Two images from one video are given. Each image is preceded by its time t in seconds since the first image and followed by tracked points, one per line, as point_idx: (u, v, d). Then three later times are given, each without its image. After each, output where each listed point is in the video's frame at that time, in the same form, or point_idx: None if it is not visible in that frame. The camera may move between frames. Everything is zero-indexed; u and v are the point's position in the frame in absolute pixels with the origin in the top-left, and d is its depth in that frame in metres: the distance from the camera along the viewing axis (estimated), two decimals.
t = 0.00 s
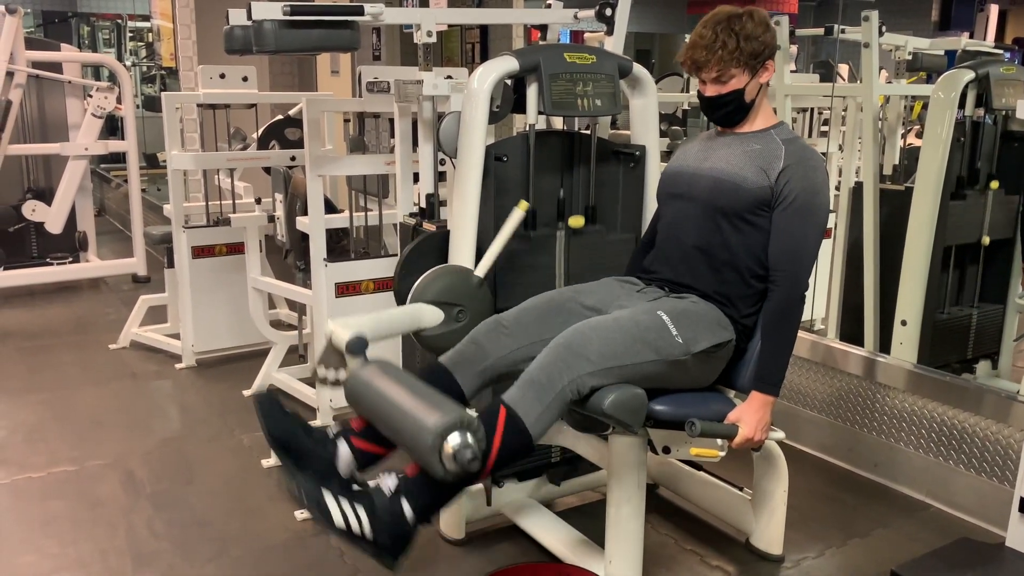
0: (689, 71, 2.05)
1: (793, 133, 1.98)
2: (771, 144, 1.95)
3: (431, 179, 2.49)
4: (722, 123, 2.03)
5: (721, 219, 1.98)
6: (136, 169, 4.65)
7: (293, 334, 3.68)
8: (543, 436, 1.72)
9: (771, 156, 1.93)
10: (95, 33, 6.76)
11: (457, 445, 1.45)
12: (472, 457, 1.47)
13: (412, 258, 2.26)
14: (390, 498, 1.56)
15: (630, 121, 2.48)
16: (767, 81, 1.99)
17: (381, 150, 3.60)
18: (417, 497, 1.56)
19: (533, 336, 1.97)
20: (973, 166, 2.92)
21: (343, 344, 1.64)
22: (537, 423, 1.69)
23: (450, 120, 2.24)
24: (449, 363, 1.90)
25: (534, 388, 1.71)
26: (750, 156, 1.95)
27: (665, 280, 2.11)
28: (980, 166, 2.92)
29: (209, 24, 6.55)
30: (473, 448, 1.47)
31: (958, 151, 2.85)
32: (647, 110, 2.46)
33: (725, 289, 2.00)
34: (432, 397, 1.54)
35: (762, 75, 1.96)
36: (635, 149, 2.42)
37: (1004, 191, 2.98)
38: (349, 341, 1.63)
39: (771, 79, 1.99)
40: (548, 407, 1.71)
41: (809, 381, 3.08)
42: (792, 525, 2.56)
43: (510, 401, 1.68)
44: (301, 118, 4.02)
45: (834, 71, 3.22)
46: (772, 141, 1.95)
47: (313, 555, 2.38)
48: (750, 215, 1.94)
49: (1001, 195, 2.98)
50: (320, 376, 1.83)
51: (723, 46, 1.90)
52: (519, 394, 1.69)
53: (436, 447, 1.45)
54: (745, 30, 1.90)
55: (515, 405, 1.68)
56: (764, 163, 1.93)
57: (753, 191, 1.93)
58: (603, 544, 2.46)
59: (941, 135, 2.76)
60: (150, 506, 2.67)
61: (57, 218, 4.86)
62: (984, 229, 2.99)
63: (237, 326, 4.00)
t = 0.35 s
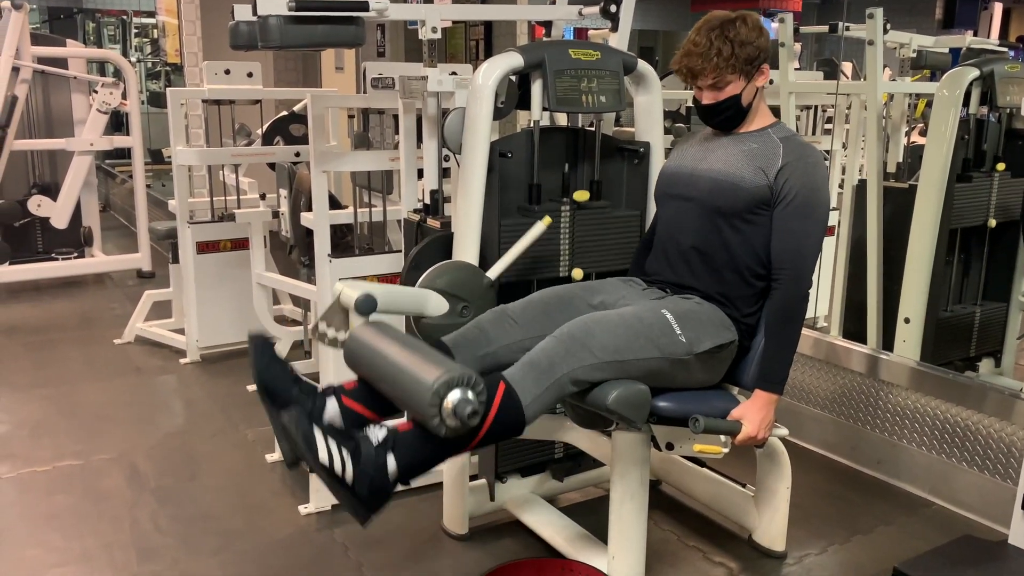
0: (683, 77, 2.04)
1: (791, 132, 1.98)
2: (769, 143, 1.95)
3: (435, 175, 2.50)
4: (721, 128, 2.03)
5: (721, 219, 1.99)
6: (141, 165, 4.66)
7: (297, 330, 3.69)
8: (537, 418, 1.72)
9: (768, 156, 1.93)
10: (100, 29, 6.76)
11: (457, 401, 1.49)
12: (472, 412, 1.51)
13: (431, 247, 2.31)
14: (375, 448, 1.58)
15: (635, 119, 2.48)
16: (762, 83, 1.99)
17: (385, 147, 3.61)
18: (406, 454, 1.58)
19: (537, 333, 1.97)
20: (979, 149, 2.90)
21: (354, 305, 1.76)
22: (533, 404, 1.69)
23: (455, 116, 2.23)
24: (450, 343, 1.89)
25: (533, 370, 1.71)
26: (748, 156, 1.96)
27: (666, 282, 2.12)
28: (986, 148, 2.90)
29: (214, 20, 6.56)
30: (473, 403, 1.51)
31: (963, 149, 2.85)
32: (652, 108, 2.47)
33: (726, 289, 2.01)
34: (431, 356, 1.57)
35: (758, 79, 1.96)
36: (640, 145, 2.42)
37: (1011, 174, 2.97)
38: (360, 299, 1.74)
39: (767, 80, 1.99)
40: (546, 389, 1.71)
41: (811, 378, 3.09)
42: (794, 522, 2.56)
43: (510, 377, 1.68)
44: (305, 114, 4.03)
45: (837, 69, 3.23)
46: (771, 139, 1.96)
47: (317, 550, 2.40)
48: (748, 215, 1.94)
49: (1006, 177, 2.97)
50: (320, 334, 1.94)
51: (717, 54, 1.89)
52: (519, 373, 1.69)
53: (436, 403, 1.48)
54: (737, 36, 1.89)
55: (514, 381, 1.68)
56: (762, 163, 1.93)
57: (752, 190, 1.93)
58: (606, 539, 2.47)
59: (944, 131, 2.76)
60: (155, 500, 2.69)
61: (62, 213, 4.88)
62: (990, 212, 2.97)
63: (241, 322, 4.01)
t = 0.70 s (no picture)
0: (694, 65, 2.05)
1: (799, 127, 1.99)
2: (776, 139, 1.95)
3: (439, 173, 2.49)
4: (729, 118, 2.04)
5: (726, 215, 1.99)
6: (145, 162, 4.67)
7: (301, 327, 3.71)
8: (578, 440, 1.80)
9: (775, 150, 1.94)
10: (105, 27, 6.69)
11: (506, 508, 1.62)
12: (520, 518, 1.63)
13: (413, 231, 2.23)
14: (469, 561, 1.77)
15: (637, 117, 2.48)
16: (773, 75, 1.99)
17: (388, 144, 3.62)
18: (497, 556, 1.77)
19: (541, 333, 1.99)
20: (975, 200, 2.98)
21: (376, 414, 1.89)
22: (567, 437, 1.77)
23: (458, 115, 2.25)
24: (466, 385, 1.97)
25: (553, 408, 1.77)
26: (755, 150, 1.97)
27: (669, 281, 2.14)
28: (981, 200, 2.98)
29: (219, 18, 6.57)
30: (521, 510, 1.63)
31: (965, 148, 2.88)
32: (655, 106, 2.47)
33: (730, 286, 2.02)
34: (483, 461, 1.71)
35: (768, 70, 1.96)
36: (643, 144, 2.43)
37: (1005, 225, 3.05)
38: (377, 407, 1.88)
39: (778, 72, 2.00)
40: (573, 419, 1.77)
41: (814, 376, 3.09)
42: (796, 520, 2.57)
43: (533, 433, 1.76)
44: (309, 112, 4.04)
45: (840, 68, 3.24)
46: (778, 135, 1.96)
47: (320, 546, 2.41)
48: (754, 211, 1.95)
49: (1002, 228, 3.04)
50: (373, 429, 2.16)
51: (729, 41, 1.90)
52: (538, 420, 1.77)
53: (487, 509, 1.63)
54: (749, 23, 1.90)
55: (540, 434, 1.76)
56: (769, 157, 1.94)
57: (758, 186, 1.93)
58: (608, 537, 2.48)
59: (947, 131, 2.75)
60: (158, 496, 2.70)
61: (67, 210, 4.89)
62: (986, 262, 3.02)
63: (245, 319, 4.03)
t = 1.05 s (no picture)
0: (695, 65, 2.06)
1: (801, 126, 2.00)
2: (779, 137, 1.96)
3: (443, 173, 2.51)
4: (730, 116, 2.05)
5: (730, 214, 2.00)
6: (151, 163, 4.69)
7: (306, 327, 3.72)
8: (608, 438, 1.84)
9: (777, 149, 1.95)
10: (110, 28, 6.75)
11: (557, 527, 1.58)
12: (570, 538, 1.59)
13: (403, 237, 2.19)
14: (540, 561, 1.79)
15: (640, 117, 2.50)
16: (774, 73, 2.00)
17: (393, 145, 3.63)
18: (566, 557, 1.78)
19: (546, 333, 2.00)
20: (974, 228, 2.99)
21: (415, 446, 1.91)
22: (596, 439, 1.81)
23: (463, 116, 2.26)
24: (489, 394, 2.00)
25: (574, 416, 1.80)
26: (757, 150, 1.97)
27: (676, 279, 2.14)
28: (980, 228, 2.99)
29: (224, 19, 6.60)
30: (571, 529, 1.59)
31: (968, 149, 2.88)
32: (658, 107, 2.48)
33: (735, 284, 2.03)
34: (532, 478, 1.68)
35: (769, 68, 1.97)
36: (646, 144, 2.44)
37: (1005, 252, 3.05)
38: (419, 443, 1.90)
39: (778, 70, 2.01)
40: (595, 424, 1.80)
41: (816, 376, 3.10)
42: (798, 519, 2.58)
43: (563, 444, 1.81)
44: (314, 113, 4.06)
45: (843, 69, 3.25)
46: (780, 134, 1.97)
47: (325, 544, 2.42)
48: (757, 210, 1.96)
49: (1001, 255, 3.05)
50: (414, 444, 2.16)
51: (728, 41, 1.92)
52: (563, 429, 1.81)
53: (538, 528, 1.59)
54: (748, 22, 1.91)
55: (571, 443, 1.81)
56: (771, 156, 1.95)
57: (760, 185, 1.95)
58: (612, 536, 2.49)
59: (949, 131, 2.77)
60: (164, 495, 2.72)
61: (73, 210, 4.92)
62: (985, 287, 3.03)
63: (250, 318, 4.04)
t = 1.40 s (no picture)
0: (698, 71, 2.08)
1: (803, 133, 2.01)
2: (781, 143, 1.97)
3: (447, 177, 2.54)
4: (733, 122, 2.06)
5: (731, 218, 2.01)
6: (157, 167, 4.72)
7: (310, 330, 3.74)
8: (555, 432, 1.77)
9: (779, 154, 1.96)
10: (116, 33, 6.85)
11: (471, 442, 1.52)
12: (485, 453, 1.54)
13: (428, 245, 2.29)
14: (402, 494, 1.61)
15: (643, 121, 2.52)
16: (776, 80, 2.01)
17: (397, 149, 3.65)
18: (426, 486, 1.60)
19: (545, 331, 2.01)
20: (984, 168, 2.98)
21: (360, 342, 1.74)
22: (552, 419, 1.74)
23: (466, 119, 2.28)
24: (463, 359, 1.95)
25: (546, 385, 1.75)
26: (759, 154, 1.99)
27: (676, 279, 2.15)
28: (991, 167, 2.98)
29: (229, 23, 6.64)
30: (487, 445, 1.54)
31: (970, 151, 2.89)
32: (660, 111, 2.50)
33: (736, 286, 2.04)
34: (446, 395, 1.60)
35: (771, 75, 1.98)
36: (649, 148, 2.45)
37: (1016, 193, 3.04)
38: (365, 338, 1.72)
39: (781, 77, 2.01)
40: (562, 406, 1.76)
41: (819, 378, 3.10)
42: (801, 521, 2.59)
43: (524, 396, 1.74)
44: (319, 117, 4.08)
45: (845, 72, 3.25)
46: (782, 139, 1.98)
47: (328, 546, 2.44)
48: (758, 213, 1.97)
49: (1011, 196, 3.04)
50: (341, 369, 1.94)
51: (730, 49, 1.93)
52: (531, 391, 1.75)
53: (452, 444, 1.52)
54: (751, 30, 1.91)
55: (529, 398, 1.74)
56: (773, 161, 1.96)
57: (762, 189, 1.96)
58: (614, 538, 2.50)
59: (950, 135, 2.77)
60: (169, 496, 2.73)
61: (79, 214, 4.95)
62: (996, 227, 3.02)
63: (255, 321, 4.06)
